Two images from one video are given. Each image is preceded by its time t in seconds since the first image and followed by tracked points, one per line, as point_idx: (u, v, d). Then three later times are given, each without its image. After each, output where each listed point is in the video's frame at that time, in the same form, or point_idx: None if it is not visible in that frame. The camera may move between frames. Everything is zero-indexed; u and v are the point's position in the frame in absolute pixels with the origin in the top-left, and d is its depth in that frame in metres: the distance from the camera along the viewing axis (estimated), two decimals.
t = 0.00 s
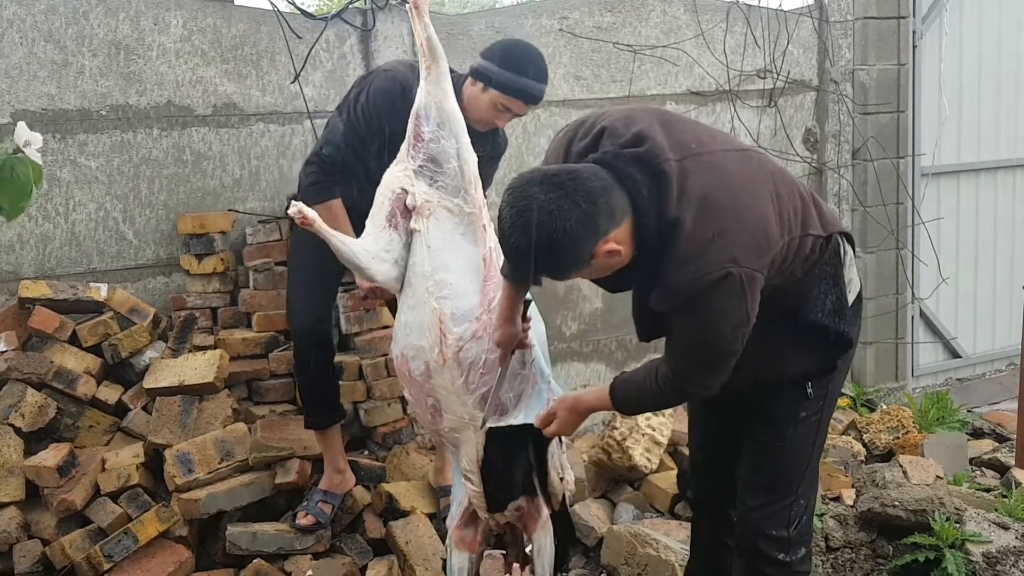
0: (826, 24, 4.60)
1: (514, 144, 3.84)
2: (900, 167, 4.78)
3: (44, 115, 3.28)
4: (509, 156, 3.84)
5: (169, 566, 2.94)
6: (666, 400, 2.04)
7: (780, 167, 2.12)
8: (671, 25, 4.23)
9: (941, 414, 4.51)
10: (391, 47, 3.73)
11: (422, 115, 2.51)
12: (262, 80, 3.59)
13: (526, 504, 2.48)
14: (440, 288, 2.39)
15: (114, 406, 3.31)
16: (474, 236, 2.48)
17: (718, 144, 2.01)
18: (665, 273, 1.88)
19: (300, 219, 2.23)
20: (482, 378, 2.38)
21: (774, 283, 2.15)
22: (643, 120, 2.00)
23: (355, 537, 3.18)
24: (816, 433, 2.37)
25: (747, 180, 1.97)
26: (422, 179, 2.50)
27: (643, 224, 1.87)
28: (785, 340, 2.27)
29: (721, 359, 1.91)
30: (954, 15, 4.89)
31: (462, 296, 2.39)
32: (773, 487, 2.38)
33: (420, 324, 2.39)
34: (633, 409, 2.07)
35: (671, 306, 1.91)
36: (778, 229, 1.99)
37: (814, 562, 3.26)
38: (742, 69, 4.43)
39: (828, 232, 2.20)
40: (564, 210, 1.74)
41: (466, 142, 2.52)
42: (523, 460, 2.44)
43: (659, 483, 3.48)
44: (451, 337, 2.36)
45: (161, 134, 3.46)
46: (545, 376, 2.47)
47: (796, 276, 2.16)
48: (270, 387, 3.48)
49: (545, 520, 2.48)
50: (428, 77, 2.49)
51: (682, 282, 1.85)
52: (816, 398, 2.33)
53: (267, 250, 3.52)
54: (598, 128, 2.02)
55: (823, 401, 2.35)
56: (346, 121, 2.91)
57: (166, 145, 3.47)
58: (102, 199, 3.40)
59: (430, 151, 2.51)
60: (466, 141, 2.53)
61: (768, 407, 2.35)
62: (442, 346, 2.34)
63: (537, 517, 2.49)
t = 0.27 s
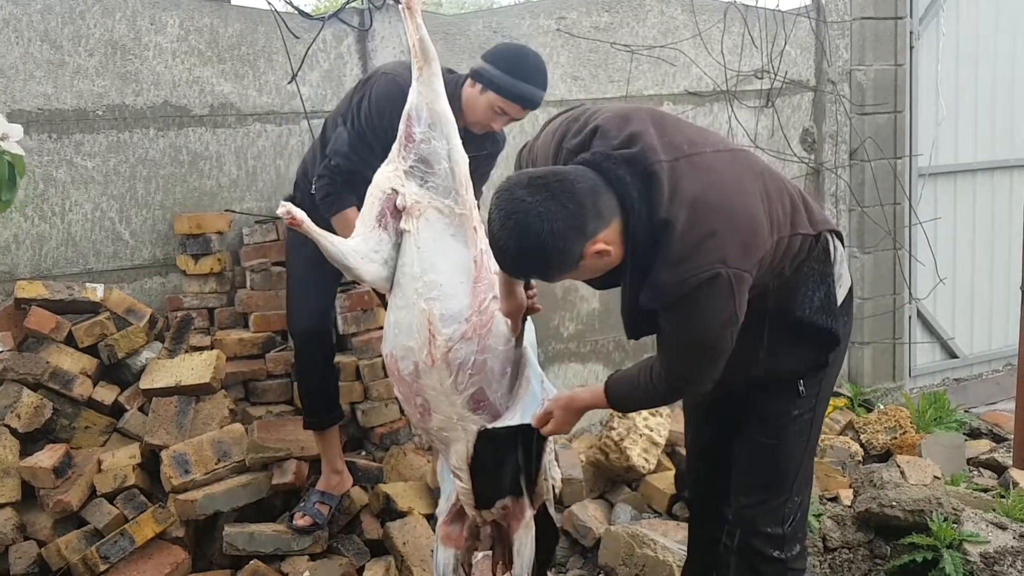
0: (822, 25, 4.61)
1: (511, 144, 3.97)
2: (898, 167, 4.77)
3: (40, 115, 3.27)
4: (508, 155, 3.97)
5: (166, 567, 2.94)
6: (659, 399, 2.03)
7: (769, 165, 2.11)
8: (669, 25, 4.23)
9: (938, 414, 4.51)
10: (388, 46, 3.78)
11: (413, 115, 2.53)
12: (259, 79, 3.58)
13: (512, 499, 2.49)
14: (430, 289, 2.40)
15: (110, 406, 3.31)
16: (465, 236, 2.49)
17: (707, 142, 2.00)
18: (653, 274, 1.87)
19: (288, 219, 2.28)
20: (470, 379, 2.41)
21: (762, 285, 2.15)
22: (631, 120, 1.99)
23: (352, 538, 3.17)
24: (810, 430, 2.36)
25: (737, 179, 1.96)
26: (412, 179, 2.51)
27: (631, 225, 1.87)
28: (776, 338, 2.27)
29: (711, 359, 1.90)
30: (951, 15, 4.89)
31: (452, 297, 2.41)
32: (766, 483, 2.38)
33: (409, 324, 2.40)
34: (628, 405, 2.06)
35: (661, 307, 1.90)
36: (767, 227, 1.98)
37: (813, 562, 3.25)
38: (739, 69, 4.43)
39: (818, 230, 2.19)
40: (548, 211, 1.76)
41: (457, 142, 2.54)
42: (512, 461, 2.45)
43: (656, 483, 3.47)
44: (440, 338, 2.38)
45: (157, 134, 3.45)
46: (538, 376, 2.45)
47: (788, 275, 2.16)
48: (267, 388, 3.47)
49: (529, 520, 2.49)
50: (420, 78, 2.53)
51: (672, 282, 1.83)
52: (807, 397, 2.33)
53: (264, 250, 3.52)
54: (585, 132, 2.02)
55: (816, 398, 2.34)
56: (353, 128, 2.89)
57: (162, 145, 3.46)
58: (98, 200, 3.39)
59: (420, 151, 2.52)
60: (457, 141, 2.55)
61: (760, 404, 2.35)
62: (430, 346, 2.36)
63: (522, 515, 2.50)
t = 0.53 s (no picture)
0: (813, 30, 4.63)
1: (503, 148, 3.96)
2: (887, 172, 4.79)
3: (30, 118, 3.26)
4: (499, 160, 3.97)
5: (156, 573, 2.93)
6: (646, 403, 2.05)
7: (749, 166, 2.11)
8: (660, 30, 4.24)
9: (928, 418, 4.52)
10: (379, 51, 3.78)
11: (408, 120, 2.61)
12: (250, 83, 3.58)
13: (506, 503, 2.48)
14: (422, 292, 2.45)
15: (100, 411, 3.30)
16: (456, 240, 2.55)
17: (683, 145, 2.00)
18: (640, 276, 1.87)
19: (288, 224, 2.32)
20: (460, 383, 2.42)
21: (747, 287, 2.17)
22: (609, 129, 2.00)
23: (342, 543, 3.17)
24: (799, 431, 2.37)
25: (717, 179, 1.96)
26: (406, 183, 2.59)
27: (616, 229, 1.87)
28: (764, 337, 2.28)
29: (701, 358, 1.89)
30: (940, 20, 4.92)
31: (443, 301, 2.45)
32: (758, 485, 2.37)
33: (400, 327, 2.45)
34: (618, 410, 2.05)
35: (648, 308, 1.90)
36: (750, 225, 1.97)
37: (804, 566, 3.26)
38: (730, 74, 4.45)
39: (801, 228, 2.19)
40: (532, 217, 1.77)
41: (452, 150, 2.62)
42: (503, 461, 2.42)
43: (647, 487, 3.47)
44: (431, 342, 2.41)
45: (148, 138, 3.44)
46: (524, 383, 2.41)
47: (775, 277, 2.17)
48: (257, 392, 3.47)
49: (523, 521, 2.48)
50: (414, 84, 2.60)
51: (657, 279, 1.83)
52: (798, 396, 2.32)
53: (255, 254, 3.51)
54: (566, 140, 2.02)
55: (806, 400, 2.34)
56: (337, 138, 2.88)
57: (153, 149, 3.45)
58: (88, 203, 3.38)
59: (414, 156, 2.60)
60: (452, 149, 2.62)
61: (752, 405, 2.35)
62: (421, 348, 2.40)
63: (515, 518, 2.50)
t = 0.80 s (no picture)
0: (809, 34, 4.64)
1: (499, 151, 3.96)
2: (882, 176, 4.81)
3: (26, 122, 3.26)
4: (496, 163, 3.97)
5: None
6: (630, 405, 2.06)
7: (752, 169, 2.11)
8: (656, 34, 4.25)
9: (924, 421, 4.53)
10: (376, 55, 3.77)
11: (405, 123, 2.44)
12: (247, 87, 3.58)
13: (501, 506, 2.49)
14: (417, 297, 2.36)
15: (96, 415, 3.30)
16: (454, 245, 2.42)
17: (686, 131, 2.01)
18: (607, 249, 1.89)
19: (282, 230, 2.25)
20: (454, 388, 2.39)
21: (722, 288, 2.10)
22: (615, 96, 1.99)
23: (339, 547, 3.16)
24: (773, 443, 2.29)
25: (709, 170, 1.97)
26: (404, 188, 2.42)
27: (589, 193, 1.89)
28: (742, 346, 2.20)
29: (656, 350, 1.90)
30: (935, 25, 4.93)
31: (437, 307, 2.37)
32: (729, 498, 2.30)
33: (397, 332, 2.37)
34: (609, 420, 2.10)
35: (613, 289, 1.91)
36: (732, 225, 1.97)
37: (799, 569, 3.27)
38: (726, 78, 4.45)
39: (792, 245, 2.16)
40: (501, 164, 1.78)
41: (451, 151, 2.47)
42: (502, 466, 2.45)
43: (643, 490, 3.46)
44: (425, 347, 2.35)
45: (145, 142, 3.44)
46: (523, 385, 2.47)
47: (772, 283, 2.14)
48: (254, 396, 3.47)
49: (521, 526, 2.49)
50: (412, 85, 2.43)
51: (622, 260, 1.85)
52: (768, 411, 2.24)
53: (252, 258, 3.51)
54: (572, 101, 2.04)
55: (774, 410, 2.25)
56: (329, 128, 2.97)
57: (149, 153, 3.46)
58: (84, 207, 3.38)
59: (412, 160, 2.43)
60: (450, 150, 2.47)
61: (723, 412, 2.28)
62: (416, 354, 2.34)
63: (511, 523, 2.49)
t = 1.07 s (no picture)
0: (806, 37, 4.66)
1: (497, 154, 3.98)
2: (880, 179, 4.81)
3: (25, 125, 3.25)
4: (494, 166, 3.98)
5: None
6: (579, 385, 2.10)
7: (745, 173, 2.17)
8: (654, 38, 4.26)
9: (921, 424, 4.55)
10: (374, 57, 3.83)
11: (395, 128, 2.42)
12: (245, 90, 3.59)
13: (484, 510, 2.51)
14: (397, 302, 2.36)
15: (94, 418, 3.30)
16: (436, 250, 2.40)
17: (683, 114, 2.12)
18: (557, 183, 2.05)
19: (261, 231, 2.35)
20: (428, 395, 2.36)
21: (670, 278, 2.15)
22: (627, 63, 2.15)
23: (336, 550, 3.18)
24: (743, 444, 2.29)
25: (683, 146, 2.06)
26: (392, 191, 2.41)
27: (556, 128, 2.05)
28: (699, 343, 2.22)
29: (576, 296, 2.00)
30: (932, 28, 4.94)
31: (416, 312, 2.36)
32: (691, 499, 2.31)
33: (377, 334, 2.39)
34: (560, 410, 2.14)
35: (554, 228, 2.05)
36: (689, 207, 2.04)
37: (796, 571, 3.29)
38: (724, 81, 4.46)
39: (762, 267, 2.18)
40: (483, 70, 2.03)
41: (439, 156, 2.43)
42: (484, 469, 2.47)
43: (640, 493, 3.48)
44: (401, 351, 2.35)
45: (143, 145, 3.45)
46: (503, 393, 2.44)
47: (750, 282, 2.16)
48: (252, 399, 3.47)
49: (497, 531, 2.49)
50: (402, 90, 2.41)
51: (560, 199, 1.97)
52: (725, 416, 2.27)
53: (250, 260, 3.51)
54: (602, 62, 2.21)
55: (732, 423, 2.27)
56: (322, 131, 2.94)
57: (148, 156, 3.46)
58: (83, 210, 3.38)
59: (401, 163, 2.41)
60: (439, 155, 2.43)
61: (688, 409, 2.32)
62: (391, 358, 2.35)
63: (490, 528, 2.51)
